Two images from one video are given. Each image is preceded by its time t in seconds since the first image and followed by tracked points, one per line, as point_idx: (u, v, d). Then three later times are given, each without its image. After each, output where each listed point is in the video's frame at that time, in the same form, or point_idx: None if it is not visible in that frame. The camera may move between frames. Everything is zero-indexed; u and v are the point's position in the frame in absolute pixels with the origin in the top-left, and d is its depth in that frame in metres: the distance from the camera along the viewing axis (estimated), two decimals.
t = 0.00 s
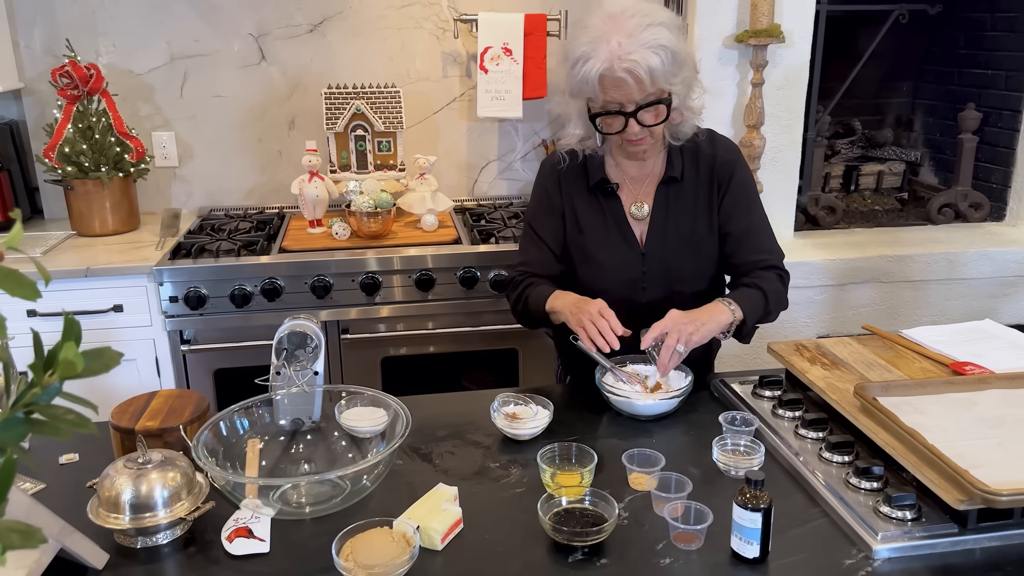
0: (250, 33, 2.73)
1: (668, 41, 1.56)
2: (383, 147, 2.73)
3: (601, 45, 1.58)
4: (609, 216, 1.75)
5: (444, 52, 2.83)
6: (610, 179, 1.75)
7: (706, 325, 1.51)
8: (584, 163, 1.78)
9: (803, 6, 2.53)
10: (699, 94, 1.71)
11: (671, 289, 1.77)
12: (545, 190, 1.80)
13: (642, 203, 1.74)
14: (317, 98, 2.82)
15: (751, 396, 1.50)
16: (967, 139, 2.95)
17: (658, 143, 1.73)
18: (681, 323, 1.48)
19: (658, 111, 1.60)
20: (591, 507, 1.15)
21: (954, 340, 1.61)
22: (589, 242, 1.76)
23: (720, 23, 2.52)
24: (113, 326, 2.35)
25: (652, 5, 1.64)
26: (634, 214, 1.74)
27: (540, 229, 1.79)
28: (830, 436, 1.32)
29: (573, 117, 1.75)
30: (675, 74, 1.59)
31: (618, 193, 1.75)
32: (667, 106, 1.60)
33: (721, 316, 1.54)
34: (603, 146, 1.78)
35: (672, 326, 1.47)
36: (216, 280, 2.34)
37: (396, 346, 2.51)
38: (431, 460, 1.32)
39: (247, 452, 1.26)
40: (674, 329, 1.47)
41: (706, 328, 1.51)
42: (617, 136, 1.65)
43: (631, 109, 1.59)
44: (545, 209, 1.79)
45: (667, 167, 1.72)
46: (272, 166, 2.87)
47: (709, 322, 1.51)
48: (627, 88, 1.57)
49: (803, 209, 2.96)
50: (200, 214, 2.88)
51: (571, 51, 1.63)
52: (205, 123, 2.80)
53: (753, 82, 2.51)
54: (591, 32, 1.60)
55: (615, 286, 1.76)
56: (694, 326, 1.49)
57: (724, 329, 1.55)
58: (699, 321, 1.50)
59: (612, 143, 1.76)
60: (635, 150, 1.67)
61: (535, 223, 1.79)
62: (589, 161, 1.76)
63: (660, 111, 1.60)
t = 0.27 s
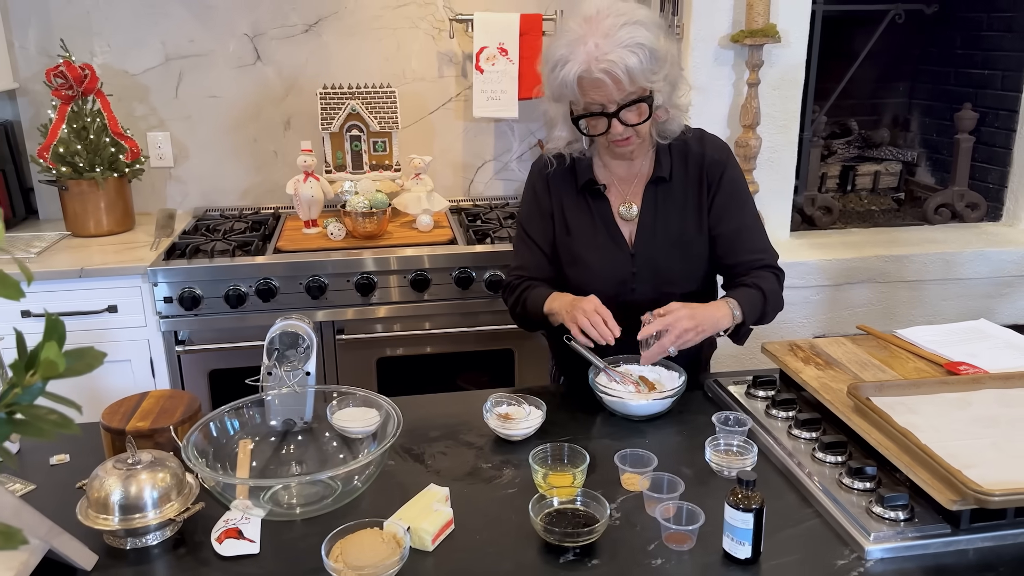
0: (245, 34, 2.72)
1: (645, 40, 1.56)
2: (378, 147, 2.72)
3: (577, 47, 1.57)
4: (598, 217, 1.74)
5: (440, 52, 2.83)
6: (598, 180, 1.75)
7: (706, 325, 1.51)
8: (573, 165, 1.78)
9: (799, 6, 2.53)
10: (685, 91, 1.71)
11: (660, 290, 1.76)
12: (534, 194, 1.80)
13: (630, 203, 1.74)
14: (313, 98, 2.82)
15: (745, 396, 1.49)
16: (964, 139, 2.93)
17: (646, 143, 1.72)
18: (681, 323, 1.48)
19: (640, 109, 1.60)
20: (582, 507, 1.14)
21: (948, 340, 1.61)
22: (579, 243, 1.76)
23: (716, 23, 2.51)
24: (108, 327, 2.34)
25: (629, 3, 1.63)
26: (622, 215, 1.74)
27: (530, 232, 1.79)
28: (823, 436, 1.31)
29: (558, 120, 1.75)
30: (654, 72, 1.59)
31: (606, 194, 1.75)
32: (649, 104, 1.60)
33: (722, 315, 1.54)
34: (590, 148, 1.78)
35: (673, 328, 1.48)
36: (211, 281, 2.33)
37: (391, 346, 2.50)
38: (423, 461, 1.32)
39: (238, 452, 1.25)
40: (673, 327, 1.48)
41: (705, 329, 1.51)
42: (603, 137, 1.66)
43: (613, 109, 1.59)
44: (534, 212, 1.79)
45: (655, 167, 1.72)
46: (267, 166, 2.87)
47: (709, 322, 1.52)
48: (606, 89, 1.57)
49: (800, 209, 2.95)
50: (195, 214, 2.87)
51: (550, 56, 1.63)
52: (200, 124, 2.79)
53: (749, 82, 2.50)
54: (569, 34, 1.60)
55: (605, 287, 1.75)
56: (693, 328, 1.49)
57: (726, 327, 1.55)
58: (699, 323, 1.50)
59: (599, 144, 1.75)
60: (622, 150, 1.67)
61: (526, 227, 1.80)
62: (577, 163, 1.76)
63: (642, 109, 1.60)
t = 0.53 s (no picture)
0: (243, 34, 2.72)
1: (639, 38, 1.55)
2: (376, 147, 2.72)
3: (571, 48, 1.57)
4: (595, 218, 1.74)
5: (437, 52, 2.83)
6: (595, 180, 1.75)
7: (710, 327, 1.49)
8: (569, 166, 1.77)
9: (797, 6, 2.53)
10: (680, 91, 1.71)
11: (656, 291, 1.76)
12: (531, 195, 1.80)
13: (627, 204, 1.74)
14: (310, 99, 2.82)
15: (740, 396, 1.49)
16: (962, 139, 2.97)
17: (642, 144, 1.73)
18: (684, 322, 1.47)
19: (637, 108, 1.60)
20: (576, 507, 1.14)
21: (945, 340, 1.61)
22: (576, 244, 1.75)
23: (713, 22, 2.51)
24: (104, 327, 2.34)
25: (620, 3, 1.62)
26: (619, 215, 1.74)
27: (527, 233, 1.79)
28: (818, 436, 1.31)
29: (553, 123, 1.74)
30: (650, 70, 1.58)
31: (603, 195, 1.75)
32: (645, 102, 1.59)
33: (727, 320, 1.51)
34: (587, 150, 1.77)
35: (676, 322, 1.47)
36: (208, 281, 2.33)
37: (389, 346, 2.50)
38: (417, 461, 1.32)
39: (232, 453, 1.25)
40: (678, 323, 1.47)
41: (707, 332, 1.49)
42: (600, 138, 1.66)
43: (609, 109, 1.59)
44: (531, 213, 1.79)
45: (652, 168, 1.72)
46: (265, 167, 2.87)
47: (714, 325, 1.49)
48: (602, 89, 1.57)
49: (798, 209, 2.95)
50: (192, 215, 2.87)
51: (543, 60, 1.62)
52: (197, 124, 2.79)
53: (746, 82, 2.50)
54: (562, 35, 1.59)
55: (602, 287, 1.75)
56: (694, 329, 1.48)
57: (729, 334, 1.53)
58: (703, 326, 1.48)
59: (595, 146, 1.75)
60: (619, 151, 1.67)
61: (523, 228, 1.80)
62: (573, 164, 1.76)
63: (639, 108, 1.60)
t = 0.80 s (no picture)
0: (241, 34, 2.72)
1: (639, 36, 1.55)
2: (374, 147, 2.72)
3: (570, 45, 1.57)
4: (593, 217, 1.74)
5: (436, 52, 2.83)
6: (593, 179, 1.75)
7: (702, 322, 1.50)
8: (567, 165, 1.77)
9: (796, 5, 2.53)
10: (678, 90, 1.70)
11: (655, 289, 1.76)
12: (529, 193, 1.79)
13: (624, 203, 1.74)
14: (309, 99, 2.82)
15: (737, 395, 1.49)
16: (961, 138, 2.95)
17: (640, 142, 1.72)
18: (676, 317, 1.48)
19: (635, 106, 1.60)
20: (572, 507, 1.14)
21: (943, 339, 1.60)
22: (574, 243, 1.75)
23: (712, 22, 2.51)
24: (103, 328, 2.33)
25: None
26: (617, 214, 1.74)
27: (526, 231, 1.79)
28: (815, 434, 1.31)
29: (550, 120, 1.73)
30: (649, 69, 1.58)
31: (601, 193, 1.75)
32: (643, 101, 1.60)
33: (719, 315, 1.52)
34: (584, 148, 1.77)
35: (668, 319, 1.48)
36: (206, 281, 2.33)
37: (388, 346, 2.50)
38: (414, 461, 1.31)
39: (228, 453, 1.25)
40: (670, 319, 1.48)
41: (701, 326, 1.51)
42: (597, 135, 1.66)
43: (607, 106, 1.59)
44: (530, 211, 1.79)
45: (649, 167, 1.71)
46: (264, 167, 2.87)
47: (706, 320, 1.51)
48: (600, 87, 1.57)
49: (797, 208, 2.94)
50: (191, 215, 2.87)
51: (542, 55, 1.62)
52: (196, 124, 2.79)
53: (745, 81, 2.49)
54: (560, 32, 1.59)
55: (599, 286, 1.75)
56: (687, 325, 1.49)
57: (722, 328, 1.54)
58: (696, 320, 1.50)
59: (593, 143, 1.75)
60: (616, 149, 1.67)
61: (523, 226, 1.79)
62: (570, 162, 1.75)
63: (637, 106, 1.60)
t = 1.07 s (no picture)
0: (242, 36, 2.73)
1: (639, 37, 1.55)
2: (375, 148, 2.72)
3: (570, 45, 1.57)
4: (592, 217, 1.74)
5: (436, 53, 2.83)
6: (592, 179, 1.75)
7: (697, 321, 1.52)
8: (566, 165, 1.77)
9: (795, 5, 2.53)
10: (677, 91, 1.71)
11: (654, 289, 1.76)
12: (528, 194, 1.80)
13: (623, 203, 1.74)
14: (309, 100, 2.82)
15: (736, 395, 1.49)
16: (962, 138, 2.95)
17: (638, 143, 1.73)
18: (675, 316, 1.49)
19: (634, 106, 1.60)
20: (570, 508, 1.14)
21: (942, 339, 1.60)
22: (573, 243, 1.75)
23: (712, 23, 2.51)
24: (104, 329, 2.34)
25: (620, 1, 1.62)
26: (616, 215, 1.74)
27: (524, 232, 1.79)
28: (813, 435, 1.31)
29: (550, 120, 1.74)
30: (648, 69, 1.59)
31: (600, 194, 1.75)
32: (642, 101, 1.60)
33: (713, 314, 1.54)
34: (583, 149, 1.77)
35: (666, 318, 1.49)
36: (207, 282, 2.33)
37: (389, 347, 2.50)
38: (412, 462, 1.32)
39: (227, 455, 1.26)
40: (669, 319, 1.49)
41: (696, 325, 1.52)
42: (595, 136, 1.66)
43: (606, 106, 1.59)
44: (528, 211, 1.79)
45: (648, 167, 1.72)
46: (264, 168, 2.87)
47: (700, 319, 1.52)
48: (600, 87, 1.57)
49: (797, 208, 2.94)
50: (192, 217, 2.87)
51: (542, 55, 1.62)
52: (197, 126, 2.79)
53: (745, 82, 2.49)
54: (560, 33, 1.59)
55: (598, 286, 1.75)
56: (683, 324, 1.51)
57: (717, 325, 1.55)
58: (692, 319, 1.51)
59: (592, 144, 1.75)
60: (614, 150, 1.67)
61: (522, 227, 1.79)
62: (569, 162, 1.75)
63: (636, 107, 1.60)
